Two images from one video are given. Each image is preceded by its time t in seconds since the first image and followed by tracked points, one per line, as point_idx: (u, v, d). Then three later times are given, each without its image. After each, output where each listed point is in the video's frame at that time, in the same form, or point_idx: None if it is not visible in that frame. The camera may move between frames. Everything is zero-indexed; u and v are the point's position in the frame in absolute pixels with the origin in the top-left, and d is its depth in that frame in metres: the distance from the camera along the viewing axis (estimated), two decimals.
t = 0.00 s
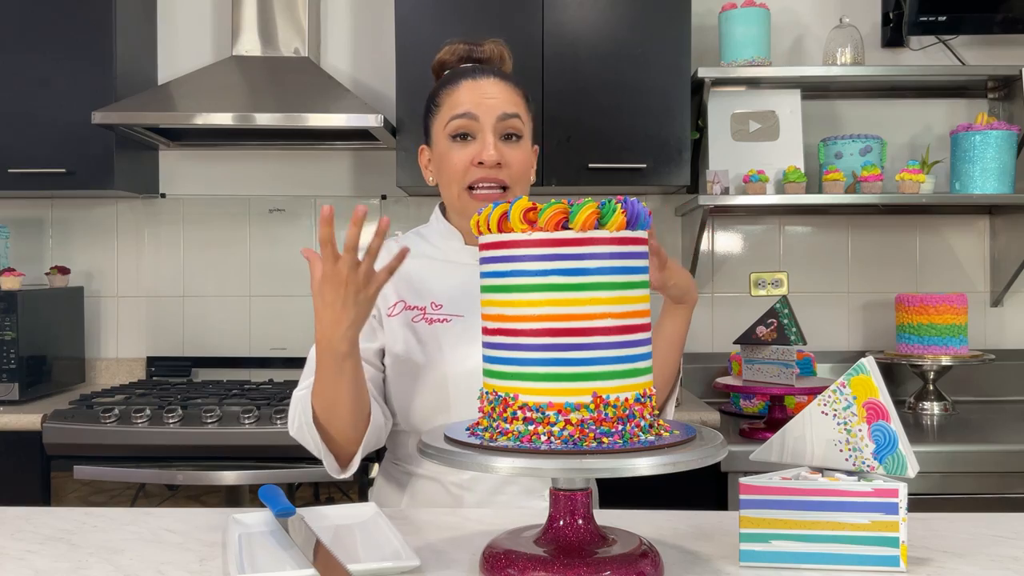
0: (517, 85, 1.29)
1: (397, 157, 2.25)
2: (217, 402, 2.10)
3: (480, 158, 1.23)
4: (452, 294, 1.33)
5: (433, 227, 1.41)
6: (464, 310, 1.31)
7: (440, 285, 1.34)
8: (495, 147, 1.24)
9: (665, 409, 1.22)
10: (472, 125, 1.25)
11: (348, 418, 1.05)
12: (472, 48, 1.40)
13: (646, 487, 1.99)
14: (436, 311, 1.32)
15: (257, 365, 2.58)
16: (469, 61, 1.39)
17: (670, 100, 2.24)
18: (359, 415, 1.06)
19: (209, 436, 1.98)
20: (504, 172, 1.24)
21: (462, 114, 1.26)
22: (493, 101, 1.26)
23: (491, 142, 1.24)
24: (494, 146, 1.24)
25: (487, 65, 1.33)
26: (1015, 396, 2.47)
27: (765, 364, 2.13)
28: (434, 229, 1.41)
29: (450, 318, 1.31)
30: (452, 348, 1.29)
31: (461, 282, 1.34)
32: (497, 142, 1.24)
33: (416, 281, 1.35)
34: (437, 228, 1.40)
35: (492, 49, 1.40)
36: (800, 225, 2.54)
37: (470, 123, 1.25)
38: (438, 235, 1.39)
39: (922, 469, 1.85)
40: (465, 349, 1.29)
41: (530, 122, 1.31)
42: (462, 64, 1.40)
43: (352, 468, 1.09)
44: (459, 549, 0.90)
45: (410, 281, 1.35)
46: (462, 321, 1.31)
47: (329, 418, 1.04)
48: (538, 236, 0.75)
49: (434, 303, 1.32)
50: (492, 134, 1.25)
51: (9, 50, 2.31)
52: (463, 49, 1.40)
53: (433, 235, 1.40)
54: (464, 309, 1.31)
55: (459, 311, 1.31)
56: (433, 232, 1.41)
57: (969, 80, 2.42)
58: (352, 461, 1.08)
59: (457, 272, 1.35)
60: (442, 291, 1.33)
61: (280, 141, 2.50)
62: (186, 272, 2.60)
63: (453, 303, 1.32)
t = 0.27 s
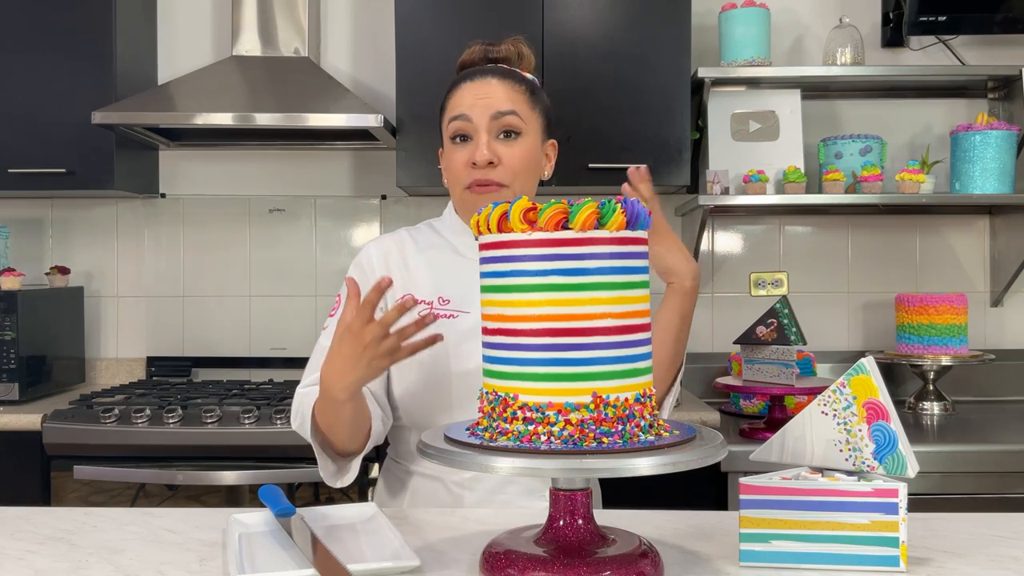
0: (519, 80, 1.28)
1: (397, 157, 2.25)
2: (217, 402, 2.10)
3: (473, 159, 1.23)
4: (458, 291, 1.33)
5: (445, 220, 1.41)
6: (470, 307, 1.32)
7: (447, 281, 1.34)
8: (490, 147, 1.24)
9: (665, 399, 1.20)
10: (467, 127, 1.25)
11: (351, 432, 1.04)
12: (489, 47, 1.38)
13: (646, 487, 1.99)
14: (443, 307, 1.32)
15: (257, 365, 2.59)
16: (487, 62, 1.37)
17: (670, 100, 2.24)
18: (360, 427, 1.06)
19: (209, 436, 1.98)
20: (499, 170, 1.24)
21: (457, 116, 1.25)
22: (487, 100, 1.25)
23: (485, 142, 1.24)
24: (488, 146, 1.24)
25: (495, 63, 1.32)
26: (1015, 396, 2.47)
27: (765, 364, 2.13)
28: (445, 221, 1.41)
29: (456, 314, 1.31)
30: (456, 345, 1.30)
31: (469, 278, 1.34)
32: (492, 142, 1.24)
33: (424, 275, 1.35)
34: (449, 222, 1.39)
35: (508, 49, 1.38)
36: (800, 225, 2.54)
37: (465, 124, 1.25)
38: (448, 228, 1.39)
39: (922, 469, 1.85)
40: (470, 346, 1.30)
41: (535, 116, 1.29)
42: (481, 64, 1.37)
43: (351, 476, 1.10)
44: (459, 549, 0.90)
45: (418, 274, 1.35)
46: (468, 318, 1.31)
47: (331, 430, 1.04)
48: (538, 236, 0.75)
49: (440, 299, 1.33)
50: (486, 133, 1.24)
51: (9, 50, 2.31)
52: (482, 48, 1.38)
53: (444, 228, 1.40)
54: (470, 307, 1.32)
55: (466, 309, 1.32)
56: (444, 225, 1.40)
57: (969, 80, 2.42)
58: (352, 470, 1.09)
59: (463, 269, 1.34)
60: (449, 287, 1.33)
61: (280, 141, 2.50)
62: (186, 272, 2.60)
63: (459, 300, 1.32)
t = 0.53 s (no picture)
0: (504, 79, 1.27)
1: (397, 157, 2.25)
2: (217, 402, 2.10)
3: (457, 159, 1.23)
4: (454, 293, 1.32)
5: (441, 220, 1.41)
6: (466, 308, 1.31)
7: (443, 282, 1.33)
8: (474, 146, 1.23)
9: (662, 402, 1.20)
10: (452, 128, 1.25)
11: (353, 441, 1.05)
12: (478, 49, 1.35)
13: (646, 487, 1.99)
14: (438, 309, 1.31)
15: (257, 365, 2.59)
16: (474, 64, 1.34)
17: (670, 100, 2.24)
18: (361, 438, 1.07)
19: (209, 436, 1.98)
20: (484, 169, 1.24)
21: (442, 117, 1.26)
22: (469, 98, 1.25)
23: (470, 141, 1.24)
24: (472, 146, 1.24)
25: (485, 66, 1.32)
26: (1015, 396, 2.47)
27: (765, 364, 2.13)
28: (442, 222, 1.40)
29: (451, 316, 1.31)
30: (453, 346, 1.29)
31: (465, 279, 1.33)
32: (477, 141, 1.24)
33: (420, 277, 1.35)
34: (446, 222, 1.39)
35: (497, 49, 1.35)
36: (800, 225, 2.54)
37: (450, 125, 1.25)
38: (445, 230, 1.38)
39: (922, 469, 1.85)
40: (466, 348, 1.29)
41: (522, 115, 1.28)
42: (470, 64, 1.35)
43: (357, 485, 1.12)
44: (458, 549, 0.90)
45: (414, 276, 1.35)
46: (464, 319, 1.30)
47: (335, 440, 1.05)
48: (537, 236, 0.75)
49: (436, 300, 1.32)
50: (470, 133, 1.24)
51: (9, 50, 2.31)
52: (470, 50, 1.36)
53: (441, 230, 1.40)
54: (465, 309, 1.31)
55: (462, 310, 1.31)
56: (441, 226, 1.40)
57: (969, 80, 2.42)
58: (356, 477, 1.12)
59: (459, 270, 1.34)
60: (445, 288, 1.33)
61: (280, 141, 2.50)
62: (186, 272, 2.60)
63: (454, 301, 1.32)
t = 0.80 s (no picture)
0: (507, 77, 1.27)
1: (397, 157, 2.25)
2: (217, 402, 2.10)
3: (455, 153, 1.23)
4: (456, 294, 1.32)
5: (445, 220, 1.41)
6: (468, 309, 1.31)
7: (445, 282, 1.34)
8: (473, 142, 1.24)
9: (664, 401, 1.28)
10: (452, 125, 1.25)
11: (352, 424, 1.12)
12: (487, 55, 1.37)
13: (646, 487, 1.99)
14: (439, 310, 1.32)
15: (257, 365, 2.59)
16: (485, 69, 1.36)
17: (670, 100, 2.24)
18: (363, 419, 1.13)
19: (209, 436, 1.98)
20: (482, 164, 1.24)
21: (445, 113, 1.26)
22: (470, 95, 1.25)
23: (469, 137, 1.24)
24: (470, 141, 1.24)
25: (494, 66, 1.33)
26: (1015, 396, 2.47)
27: (765, 364, 2.13)
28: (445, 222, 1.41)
29: (452, 316, 1.31)
30: (453, 347, 1.29)
31: (467, 279, 1.33)
32: (477, 137, 1.24)
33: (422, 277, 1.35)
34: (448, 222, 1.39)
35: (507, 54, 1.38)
36: (800, 225, 2.54)
37: (450, 122, 1.26)
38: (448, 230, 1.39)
39: (922, 469, 1.85)
40: (467, 349, 1.29)
41: (523, 111, 1.28)
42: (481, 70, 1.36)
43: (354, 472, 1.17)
44: (458, 549, 0.90)
45: (416, 275, 1.35)
46: (465, 320, 1.30)
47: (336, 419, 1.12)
48: (537, 236, 0.75)
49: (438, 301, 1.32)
50: (469, 128, 1.24)
51: (9, 50, 2.31)
52: (480, 56, 1.38)
53: (444, 229, 1.40)
54: (467, 309, 1.31)
55: (463, 310, 1.31)
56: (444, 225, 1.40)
57: (969, 80, 2.42)
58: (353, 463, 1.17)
59: (461, 270, 1.34)
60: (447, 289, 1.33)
61: (280, 141, 2.50)
62: (186, 272, 2.60)
63: (457, 301, 1.32)
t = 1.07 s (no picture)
0: (526, 87, 1.28)
1: (397, 157, 2.25)
2: (217, 402, 2.10)
3: (464, 154, 1.22)
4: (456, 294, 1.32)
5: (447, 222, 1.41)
6: (468, 311, 1.31)
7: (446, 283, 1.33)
8: (482, 145, 1.23)
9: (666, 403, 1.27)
10: (464, 125, 1.25)
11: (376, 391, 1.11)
12: (512, 55, 1.36)
13: (646, 487, 1.99)
14: (439, 311, 1.31)
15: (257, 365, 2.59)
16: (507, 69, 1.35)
17: (670, 100, 2.24)
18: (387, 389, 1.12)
19: (209, 436, 1.98)
20: (488, 169, 1.23)
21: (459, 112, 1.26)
22: (485, 98, 1.25)
23: (479, 141, 1.23)
24: (480, 144, 1.23)
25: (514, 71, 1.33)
26: (1015, 396, 2.47)
27: (765, 364, 2.13)
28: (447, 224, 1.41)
29: (452, 318, 1.30)
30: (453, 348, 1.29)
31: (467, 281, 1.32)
32: (487, 142, 1.24)
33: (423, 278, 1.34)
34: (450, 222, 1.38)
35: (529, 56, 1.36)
36: (800, 225, 2.54)
37: (462, 122, 1.25)
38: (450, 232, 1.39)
39: (922, 469, 1.85)
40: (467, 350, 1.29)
41: (536, 124, 1.28)
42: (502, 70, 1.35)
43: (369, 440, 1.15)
44: (458, 549, 0.90)
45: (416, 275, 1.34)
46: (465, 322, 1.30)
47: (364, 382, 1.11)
48: (537, 236, 0.75)
49: (438, 301, 1.31)
50: (480, 131, 1.24)
51: (10, 50, 2.31)
52: (504, 54, 1.36)
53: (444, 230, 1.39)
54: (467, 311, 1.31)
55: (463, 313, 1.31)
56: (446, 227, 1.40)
57: (969, 80, 2.42)
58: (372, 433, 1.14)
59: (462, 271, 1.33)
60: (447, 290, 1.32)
61: (280, 141, 2.50)
62: (186, 272, 2.60)
63: (457, 303, 1.31)
